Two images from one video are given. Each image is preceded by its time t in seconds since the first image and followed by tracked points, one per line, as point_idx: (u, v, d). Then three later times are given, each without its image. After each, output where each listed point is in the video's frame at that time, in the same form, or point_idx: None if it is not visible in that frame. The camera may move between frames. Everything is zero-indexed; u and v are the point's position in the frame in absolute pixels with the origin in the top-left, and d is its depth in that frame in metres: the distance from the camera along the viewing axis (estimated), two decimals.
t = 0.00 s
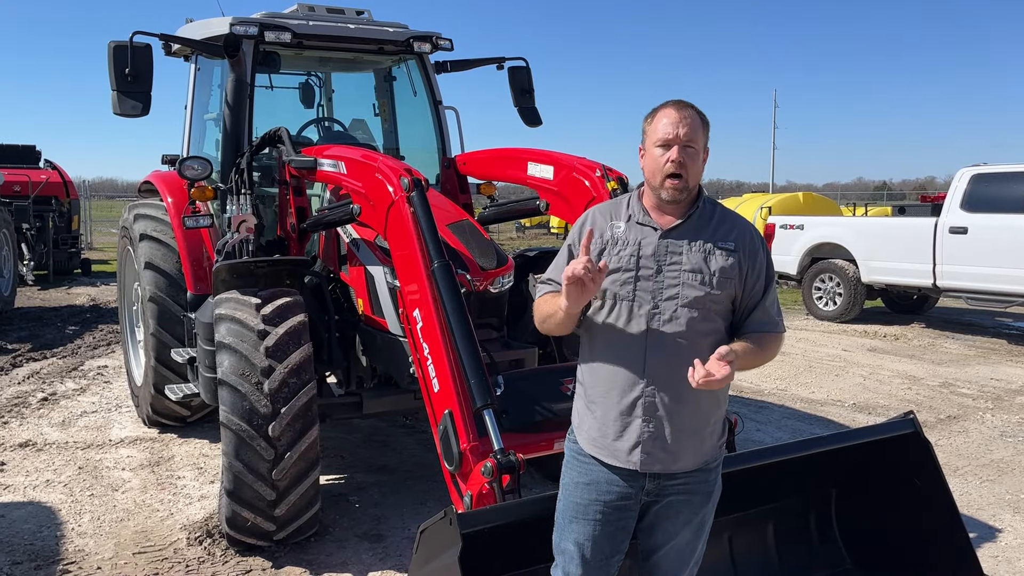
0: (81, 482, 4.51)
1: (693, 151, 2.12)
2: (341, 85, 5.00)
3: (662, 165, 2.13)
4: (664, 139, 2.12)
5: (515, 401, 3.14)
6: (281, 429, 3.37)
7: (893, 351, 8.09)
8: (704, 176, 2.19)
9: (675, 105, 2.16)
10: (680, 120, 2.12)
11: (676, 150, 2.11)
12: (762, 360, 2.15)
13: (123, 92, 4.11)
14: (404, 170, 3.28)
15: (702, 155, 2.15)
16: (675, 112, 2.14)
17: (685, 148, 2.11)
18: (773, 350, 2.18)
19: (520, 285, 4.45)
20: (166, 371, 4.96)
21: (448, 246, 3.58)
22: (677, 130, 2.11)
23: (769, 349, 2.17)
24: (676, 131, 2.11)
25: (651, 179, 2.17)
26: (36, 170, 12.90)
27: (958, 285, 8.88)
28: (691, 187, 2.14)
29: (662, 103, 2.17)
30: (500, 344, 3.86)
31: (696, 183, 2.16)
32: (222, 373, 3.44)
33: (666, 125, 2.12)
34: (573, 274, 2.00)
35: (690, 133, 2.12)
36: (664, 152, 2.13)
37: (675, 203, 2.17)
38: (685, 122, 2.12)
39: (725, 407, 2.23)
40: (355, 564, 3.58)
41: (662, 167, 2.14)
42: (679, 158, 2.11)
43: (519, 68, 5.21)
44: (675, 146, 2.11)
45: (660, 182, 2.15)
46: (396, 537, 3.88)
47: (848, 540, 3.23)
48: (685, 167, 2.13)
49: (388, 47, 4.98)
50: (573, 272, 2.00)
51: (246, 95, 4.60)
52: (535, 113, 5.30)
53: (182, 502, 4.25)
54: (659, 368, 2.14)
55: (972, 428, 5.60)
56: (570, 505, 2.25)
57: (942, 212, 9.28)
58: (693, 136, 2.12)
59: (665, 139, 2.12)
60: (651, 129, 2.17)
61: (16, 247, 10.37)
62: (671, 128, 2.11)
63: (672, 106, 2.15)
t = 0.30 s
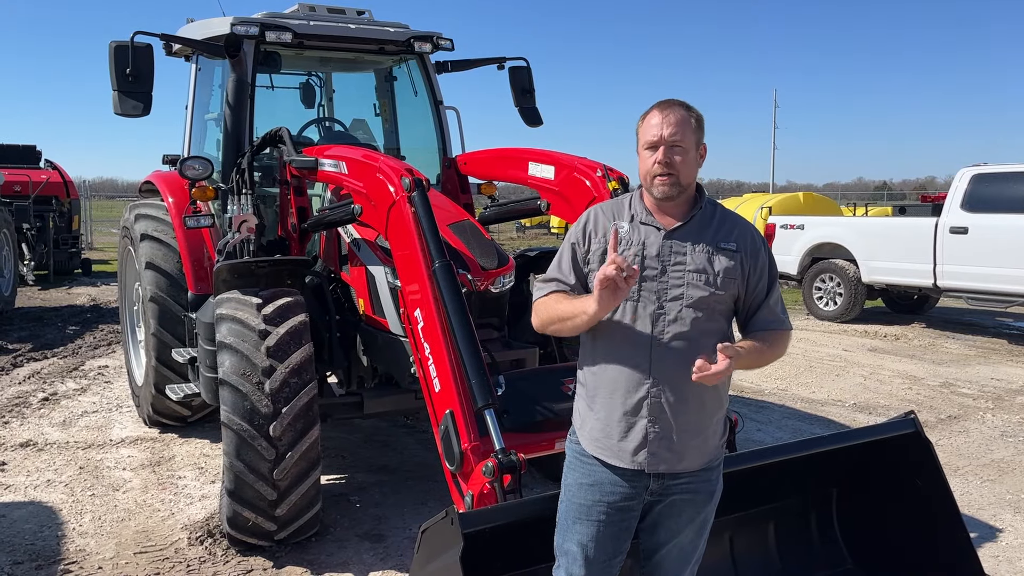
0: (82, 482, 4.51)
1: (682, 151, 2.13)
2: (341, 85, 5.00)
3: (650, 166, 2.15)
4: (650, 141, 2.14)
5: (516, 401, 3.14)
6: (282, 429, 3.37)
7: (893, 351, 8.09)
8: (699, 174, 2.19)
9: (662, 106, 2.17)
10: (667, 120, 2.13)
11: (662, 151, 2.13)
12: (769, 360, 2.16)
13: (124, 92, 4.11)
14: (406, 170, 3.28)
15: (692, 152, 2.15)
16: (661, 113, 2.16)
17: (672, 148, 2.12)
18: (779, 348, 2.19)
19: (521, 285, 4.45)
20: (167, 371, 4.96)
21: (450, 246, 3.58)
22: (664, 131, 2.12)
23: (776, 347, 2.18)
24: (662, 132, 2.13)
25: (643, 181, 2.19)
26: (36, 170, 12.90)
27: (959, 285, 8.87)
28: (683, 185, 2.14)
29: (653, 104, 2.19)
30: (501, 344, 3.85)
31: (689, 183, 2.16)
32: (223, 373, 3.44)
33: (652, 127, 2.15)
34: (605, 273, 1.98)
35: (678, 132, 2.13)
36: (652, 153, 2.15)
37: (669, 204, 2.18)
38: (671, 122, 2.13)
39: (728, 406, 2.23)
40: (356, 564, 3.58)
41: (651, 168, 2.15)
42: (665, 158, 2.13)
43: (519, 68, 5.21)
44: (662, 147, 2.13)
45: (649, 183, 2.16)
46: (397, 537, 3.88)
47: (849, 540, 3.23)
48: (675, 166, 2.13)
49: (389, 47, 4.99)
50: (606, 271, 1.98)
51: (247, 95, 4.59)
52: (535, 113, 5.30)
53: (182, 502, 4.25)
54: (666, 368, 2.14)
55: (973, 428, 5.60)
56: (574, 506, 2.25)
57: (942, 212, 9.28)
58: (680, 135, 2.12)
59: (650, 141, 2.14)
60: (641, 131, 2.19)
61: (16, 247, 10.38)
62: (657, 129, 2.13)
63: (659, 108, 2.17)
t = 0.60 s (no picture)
0: (82, 482, 4.51)
1: (686, 147, 2.13)
2: (341, 85, 5.00)
3: (655, 163, 2.15)
4: (655, 138, 2.14)
5: (517, 401, 3.14)
6: (283, 429, 3.37)
7: (894, 351, 8.09)
8: (702, 171, 2.19)
9: (664, 102, 2.18)
10: (670, 117, 2.13)
11: (667, 148, 2.13)
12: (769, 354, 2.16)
13: (124, 92, 4.11)
14: (408, 170, 3.28)
15: (696, 149, 2.15)
16: (664, 110, 2.16)
17: (677, 144, 2.12)
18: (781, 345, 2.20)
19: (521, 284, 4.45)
20: (168, 371, 4.96)
21: (451, 246, 3.58)
22: (668, 127, 2.13)
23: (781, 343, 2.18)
24: (666, 128, 2.13)
25: (647, 179, 2.18)
26: (36, 170, 12.91)
27: (959, 285, 8.87)
28: (687, 182, 2.14)
29: (653, 102, 2.19)
30: (502, 344, 3.85)
31: (693, 179, 2.16)
32: (223, 373, 3.44)
33: (655, 124, 2.15)
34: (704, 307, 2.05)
35: (682, 129, 2.13)
36: (656, 150, 2.14)
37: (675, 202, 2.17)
38: (675, 119, 2.13)
39: (728, 404, 2.25)
40: (357, 564, 3.58)
41: (656, 165, 2.15)
42: (670, 155, 2.13)
43: (519, 67, 5.21)
44: (666, 144, 2.13)
45: (655, 180, 2.15)
46: (398, 537, 3.88)
47: (849, 540, 3.23)
48: (679, 164, 2.13)
49: (389, 47, 4.99)
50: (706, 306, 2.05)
51: (247, 95, 4.59)
52: (535, 113, 5.30)
53: (183, 502, 4.25)
54: (673, 369, 2.14)
55: (973, 428, 5.60)
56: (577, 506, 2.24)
57: (942, 212, 9.28)
58: (684, 132, 2.13)
59: (655, 138, 2.14)
60: (644, 129, 2.18)
61: (17, 247, 10.38)
62: (661, 126, 2.13)
63: (661, 105, 2.17)
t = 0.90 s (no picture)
0: (83, 482, 4.51)
1: (686, 151, 2.13)
2: (341, 85, 5.00)
3: (656, 169, 2.14)
4: (655, 143, 2.13)
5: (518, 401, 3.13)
6: (284, 428, 3.36)
7: (894, 351, 8.09)
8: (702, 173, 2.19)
9: (660, 106, 2.17)
10: (669, 121, 2.13)
11: (668, 153, 2.12)
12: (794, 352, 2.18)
13: (125, 92, 4.11)
14: (409, 170, 3.28)
15: (695, 151, 2.15)
16: (661, 113, 2.15)
17: (677, 149, 2.12)
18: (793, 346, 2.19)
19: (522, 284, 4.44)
20: (168, 371, 4.96)
21: (451, 246, 3.59)
22: (667, 131, 2.12)
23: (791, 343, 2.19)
24: (665, 133, 2.12)
25: (648, 184, 2.17)
26: (36, 170, 12.91)
27: (959, 285, 8.87)
28: (690, 185, 2.14)
29: (649, 105, 2.18)
30: (502, 344, 3.82)
31: (694, 182, 2.16)
32: (224, 373, 3.44)
33: (654, 129, 2.14)
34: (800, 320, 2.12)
35: (681, 132, 2.13)
36: (656, 156, 2.14)
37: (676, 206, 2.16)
38: (673, 123, 2.13)
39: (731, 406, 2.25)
40: (357, 564, 3.58)
41: (657, 171, 2.14)
42: (672, 159, 2.12)
43: (520, 68, 5.21)
44: (666, 149, 2.12)
45: (656, 185, 2.15)
46: (398, 536, 3.88)
47: (850, 539, 3.23)
48: (681, 167, 2.13)
49: (390, 47, 4.99)
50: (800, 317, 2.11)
51: (248, 94, 4.58)
52: (536, 112, 5.31)
53: (184, 502, 4.25)
54: (678, 373, 2.14)
55: (974, 428, 5.60)
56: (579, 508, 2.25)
57: (942, 212, 9.28)
58: (683, 135, 2.13)
59: (655, 143, 2.13)
60: (642, 134, 2.18)
61: (17, 247, 10.37)
62: (660, 130, 2.13)
63: (657, 109, 2.16)
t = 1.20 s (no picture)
0: (83, 482, 4.51)
1: (686, 143, 2.13)
2: (342, 85, 5.00)
3: (659, 161, 2.13)
4: (655, 136, 2.13)
5: (519, 401, 3.13)
6: (285, 428, 3.36)
7: (894, 351, 8.09)
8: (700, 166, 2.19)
9: (655, 102, 2.18)
10: (666, 114, 2.14)
11: (669, 145, 2.12)
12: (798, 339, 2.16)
13: (126, 92, 4.11)
14: (409, 170, 3.28)
15: (694, 145, 2.16)
16: (657, 109, 2.16)
17: (678, 140, 2.12)
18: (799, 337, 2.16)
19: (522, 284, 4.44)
20: (169, 371, 4.96)
21: (451, 246, 3.58)
22: (666, 124, 2.12)
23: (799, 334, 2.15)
24: (664, 126, 2.13)
25: (651, 178, 2.15)
26: (36, 170, 12.91)
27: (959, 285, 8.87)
28: (693, 176, 2.13)
29: (643, 103, 2.19)
30: (504, 344, 3.83)
31: (695, 174, 2.15)
32: (225, 373, 3.44)
33: (652, 123, 2.14)
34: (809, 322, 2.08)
35: (679, 125, 2.14)
36: (658, 148, 2.13)
37: (678, 199, 2.15)
38: (670, 116, 2.14)
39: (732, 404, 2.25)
40: (358, 564, 3.58)
41: (661, 163, 2.12)
42: (675, 150, 2.11)
43: (520, 68, 5.21)
44: (667, 141, 2.12)
45: (658, 178, 2.13)
46: (399, 536, 3.88)
47: (851, 539, 3.23)
48: (683, 158, 2.12)
49: (390, 46, 4.99)
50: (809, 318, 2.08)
51: (249, 94, 4.58)
52: (536, 113, 5.30)
53: (184, 502, 4.25)
54: (678, 372, 2.14)
55: (975, 428, 5.60)
56: (581, 508, 2.25)
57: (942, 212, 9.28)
58: (682, 128, 2.13)
59: (655, 136, 2.13)
60: (639, 130, 2.17)
61: (17, 248, 10.38)
62: (659, 124, 2.13)
63: (653, 105, 2.17)
